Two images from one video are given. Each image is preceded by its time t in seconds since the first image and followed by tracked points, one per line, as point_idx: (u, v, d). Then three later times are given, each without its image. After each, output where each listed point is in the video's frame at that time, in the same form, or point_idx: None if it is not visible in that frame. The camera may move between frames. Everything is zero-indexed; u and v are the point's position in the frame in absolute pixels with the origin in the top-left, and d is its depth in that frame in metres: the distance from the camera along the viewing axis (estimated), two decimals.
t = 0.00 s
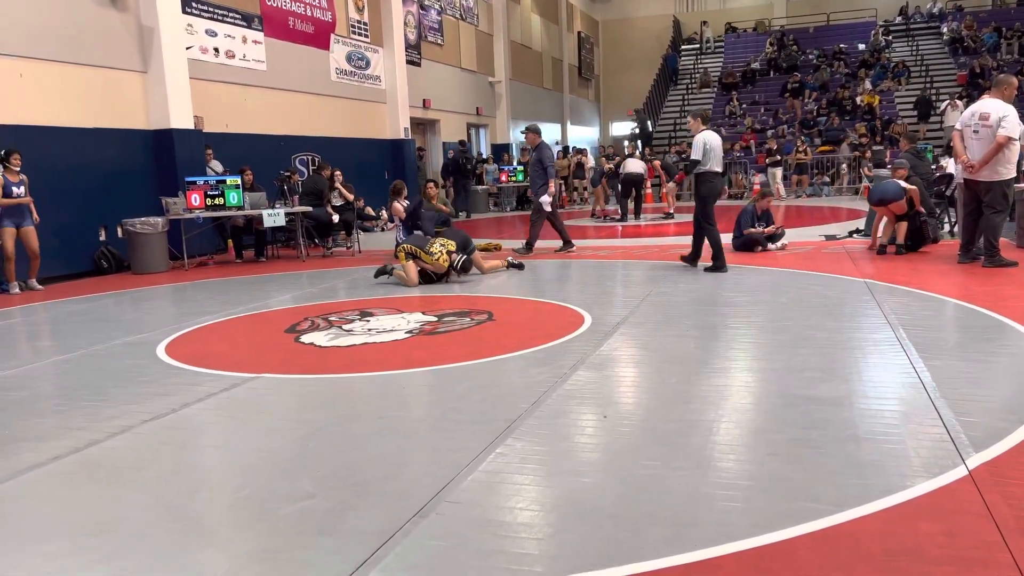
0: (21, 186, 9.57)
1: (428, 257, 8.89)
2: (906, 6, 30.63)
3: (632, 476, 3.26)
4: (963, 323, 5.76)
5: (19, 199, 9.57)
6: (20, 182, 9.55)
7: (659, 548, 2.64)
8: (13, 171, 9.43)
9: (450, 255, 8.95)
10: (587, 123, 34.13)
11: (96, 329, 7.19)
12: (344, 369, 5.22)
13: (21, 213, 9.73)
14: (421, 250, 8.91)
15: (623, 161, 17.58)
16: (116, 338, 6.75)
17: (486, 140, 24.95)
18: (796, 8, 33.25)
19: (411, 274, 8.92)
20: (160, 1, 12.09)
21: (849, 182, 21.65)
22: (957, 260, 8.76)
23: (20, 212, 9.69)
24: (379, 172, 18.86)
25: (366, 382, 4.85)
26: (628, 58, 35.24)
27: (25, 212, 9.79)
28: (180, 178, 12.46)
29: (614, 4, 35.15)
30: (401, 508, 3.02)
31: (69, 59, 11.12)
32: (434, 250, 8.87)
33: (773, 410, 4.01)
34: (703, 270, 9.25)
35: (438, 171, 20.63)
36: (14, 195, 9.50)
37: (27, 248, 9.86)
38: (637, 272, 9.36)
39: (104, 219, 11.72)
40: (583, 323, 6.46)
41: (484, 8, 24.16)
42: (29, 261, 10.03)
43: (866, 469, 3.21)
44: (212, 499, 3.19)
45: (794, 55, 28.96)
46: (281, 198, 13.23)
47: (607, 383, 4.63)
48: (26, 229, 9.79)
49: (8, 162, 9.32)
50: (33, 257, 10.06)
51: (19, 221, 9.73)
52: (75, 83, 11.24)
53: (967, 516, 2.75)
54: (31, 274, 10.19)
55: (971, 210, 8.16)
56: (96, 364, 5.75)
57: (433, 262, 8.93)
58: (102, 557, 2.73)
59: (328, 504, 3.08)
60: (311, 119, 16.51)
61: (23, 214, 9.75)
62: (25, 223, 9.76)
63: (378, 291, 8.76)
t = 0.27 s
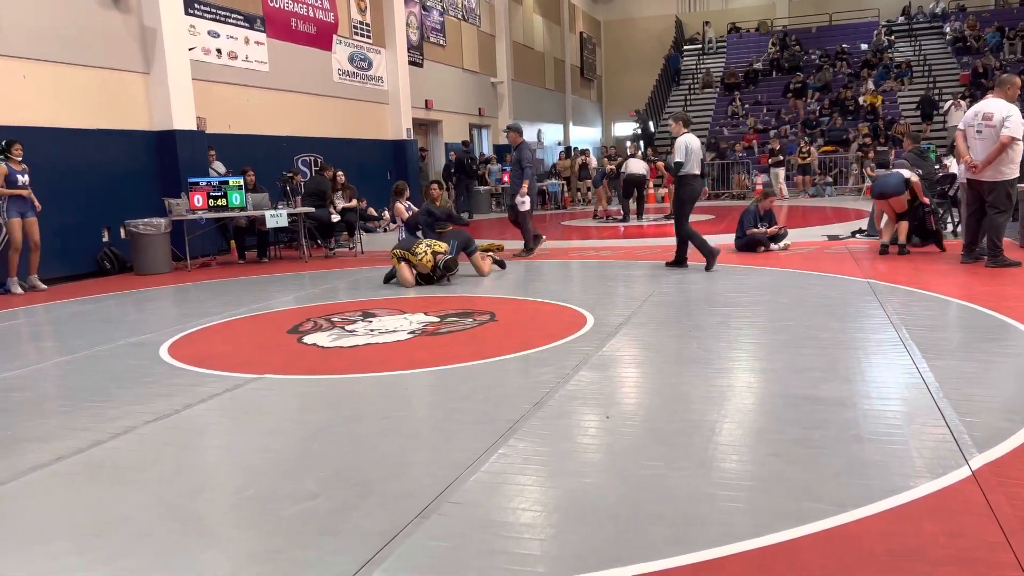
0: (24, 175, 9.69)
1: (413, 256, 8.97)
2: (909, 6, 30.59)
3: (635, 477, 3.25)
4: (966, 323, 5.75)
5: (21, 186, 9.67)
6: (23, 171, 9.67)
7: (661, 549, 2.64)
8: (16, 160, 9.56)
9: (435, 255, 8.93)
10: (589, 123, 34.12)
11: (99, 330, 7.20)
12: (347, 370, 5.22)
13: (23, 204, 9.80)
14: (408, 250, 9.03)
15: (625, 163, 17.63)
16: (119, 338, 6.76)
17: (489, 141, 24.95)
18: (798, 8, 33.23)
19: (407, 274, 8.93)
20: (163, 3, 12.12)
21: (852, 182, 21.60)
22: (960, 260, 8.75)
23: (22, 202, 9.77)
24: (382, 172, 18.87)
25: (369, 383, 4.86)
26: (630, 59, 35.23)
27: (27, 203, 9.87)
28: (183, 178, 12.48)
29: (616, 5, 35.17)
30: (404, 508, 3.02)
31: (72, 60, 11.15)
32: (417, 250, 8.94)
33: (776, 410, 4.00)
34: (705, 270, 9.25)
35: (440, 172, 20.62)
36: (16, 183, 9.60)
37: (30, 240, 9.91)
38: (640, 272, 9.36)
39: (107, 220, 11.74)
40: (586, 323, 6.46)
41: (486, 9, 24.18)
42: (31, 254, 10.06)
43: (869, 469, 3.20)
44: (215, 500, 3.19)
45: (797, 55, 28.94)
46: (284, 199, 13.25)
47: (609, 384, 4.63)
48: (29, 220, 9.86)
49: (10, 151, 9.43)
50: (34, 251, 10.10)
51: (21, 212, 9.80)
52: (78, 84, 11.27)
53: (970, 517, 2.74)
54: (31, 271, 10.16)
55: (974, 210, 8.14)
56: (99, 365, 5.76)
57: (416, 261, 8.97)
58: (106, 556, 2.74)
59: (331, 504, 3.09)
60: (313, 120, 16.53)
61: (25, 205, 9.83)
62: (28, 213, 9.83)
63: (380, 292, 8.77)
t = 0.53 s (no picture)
0: (30, 190, 9.71)
1: (418, 259, 8.97)
2: (911, 7, 30.56)
3: (637, 478, 3.25)
4: (969, 324, 5.75)
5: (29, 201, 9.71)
6: (30, 186, 9.69)
7: (663, 549, 2.63)
8: (22, 175, 9.57)
9: (439, 258, 8.94)
10: (590, 125, 34.13)
11: (101, 331, 7.21)
12: (349, 370, 5.23)
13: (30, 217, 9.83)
14: (411, 254, 9.00)
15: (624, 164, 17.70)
16: (121, 340, 6.77)
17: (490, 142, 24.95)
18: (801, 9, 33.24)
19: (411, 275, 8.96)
20: (165, 5, 12.15)
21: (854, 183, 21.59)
22: (961, 261, 8.75)
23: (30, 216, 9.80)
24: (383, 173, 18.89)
25: (371, 384, 4.86)
26: (631, 60, 35.23)
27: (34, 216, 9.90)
28: (184, 180, 12.50)
29: (618, 6, 35.20)
30: (406, 509, 3.02)
31: (75, 62, 11.17)
32: (422, 253, 8.93)
33: (778, 412, 4.00)
34: (707, 271, 9.25)
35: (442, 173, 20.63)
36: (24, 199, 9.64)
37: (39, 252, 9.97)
38: (642, 273, 9.36)
39: (109, 222, 11.75)
40: (587, 324, 6.46)
41: (487, 10, 24.19)
42: (38, 264, 10.11)
43: (870, 469, 3.20)
44: (218, 501, 3.19)
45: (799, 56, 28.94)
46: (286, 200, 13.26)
47: (612, 385, 4.62)
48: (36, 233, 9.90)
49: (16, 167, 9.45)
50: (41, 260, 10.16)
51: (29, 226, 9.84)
52: (81, 86, 11.29)
53: (973, 517, 2.74)
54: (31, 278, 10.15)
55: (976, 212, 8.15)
56: (102, 366, 5.77)
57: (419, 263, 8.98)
58: (110, 557, 2.74)
59: (333, 505, 3.09)
60: (315, 122, 16.55)
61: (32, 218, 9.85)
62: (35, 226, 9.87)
63: (383, 293, 8.78)
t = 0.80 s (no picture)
0: (30, 178, 9.70)
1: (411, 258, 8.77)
2: (912, 8, 30.58)
3: (637, 479, 3.25)
4: (969, 325, 5.75)
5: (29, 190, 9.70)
6: (29, 174, 9.68)
7: (664, 551, 2.63)
8: (21, 165, 9.57)
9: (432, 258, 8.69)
10: (591, 126, 34.13)
11: (102, 332, 7.21)
12: (350, 372, 5.23)
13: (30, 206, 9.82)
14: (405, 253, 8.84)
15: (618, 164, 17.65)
16: (122, 340, 6.77)
17: (491, 143, 24.96)
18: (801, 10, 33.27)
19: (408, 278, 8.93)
20: (166, 6, 12.16)
21: (854, 184, 21.60)
22: (962, 262, 8.75)
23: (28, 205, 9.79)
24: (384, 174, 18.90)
25: (371, 385, 4.87)
26: (632, 61, 35.25)
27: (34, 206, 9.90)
28: (185, 181, 12.51)
29: (619, 7, 35.22)
30: (407, 510, 3.02)
31: (76, 63, 11.18)
32: (415, 252, 8.73)
33: (779, 413, 4.00)
34: (708, 272, 9.25)
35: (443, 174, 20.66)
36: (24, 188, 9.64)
37: (37, 243, 9.95)
38: (643, 274, 9.36)
39: (109, 223, 11.75)
40: (588, 325, 6.46)
41: (488, 11, 24.20)
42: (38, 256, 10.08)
43: (871, 471, 3.20)
44: (219, 501, 3.19)
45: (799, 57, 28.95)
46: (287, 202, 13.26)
47: (612, 386, 4.63)
48: (36, 222, 9.89)
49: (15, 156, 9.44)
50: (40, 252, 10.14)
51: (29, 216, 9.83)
52: (82, 86, 11.30)
53: (974, 518, 2.74)
54: (36, 274, 10.22)
55: (977, 213, 8.15)
56: (103, 367, 5.77)
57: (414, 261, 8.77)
58: (111, 558, 2.74)
59: (334, 506, 3.09)
60: (316, 123, 16.56)
61: (31, 208, 9.85)
62: (35, 216, 9.87)
63: (384, 293, 8.79)
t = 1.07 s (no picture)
0: (31, 185, 9.73)
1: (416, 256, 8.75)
2: (911, 9, 30.59)
3: (638, 479, 3.25)
4: (969, 326, 5.75)
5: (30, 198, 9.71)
6: (30, 181, 9.71)
7: (664, 551, 2.63)
8: (23, 171, 9.58)
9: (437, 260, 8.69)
10: (590, 126, 34.14)
11: (102, 333, 7.21)
12: (350, 372, 5.23)
13: (30, 213, 9.84)
14: (411, 249, 8.81)
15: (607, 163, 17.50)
16: (122, 341, 6.77)
17: (491, 143, 24.96)
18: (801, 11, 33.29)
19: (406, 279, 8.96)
20: (166, 6, 12.17)
21: (854, 184, 21.64)
22: (962, 263, 8.75)
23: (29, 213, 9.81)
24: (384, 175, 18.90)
25: (371, 385, 4.87)
26: (632, 62, 35.27)
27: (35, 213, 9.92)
28: (185, 181, 12.51)
29: (619, 8, 35.24)
30: (407, 511, 3.02)
31: (75, 64, 11.18)
32: (421, 251, 8.71)
33: (779, 413, 4.00)
34: (708, 273, 9.26)
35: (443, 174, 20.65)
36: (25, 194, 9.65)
37: (37, 249, 9.96)
38: (642, 275, 9.36)
39: (109, 224, 11.75)
40: (588, 326, 6.46)
41: (488, 12, 24.21)
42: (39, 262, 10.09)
43: (871, 471, 3.20)
44: (219, 502, 3.19)
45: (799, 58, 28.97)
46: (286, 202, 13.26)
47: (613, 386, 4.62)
48: (36, 229, 9.91)
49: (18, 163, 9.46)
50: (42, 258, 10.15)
51: (29, 221, 9.85)
52: (81, 87, 11.29)
53: (974, 519, 2.74)
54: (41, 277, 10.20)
55: (977, 214, 8.15)
56: (103, 367, 5.77)
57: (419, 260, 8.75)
58: (111, 559, 2.74)
59: (335, 506, 3.09)
60: (316, 123, 16.56)
61: (32, 214, 9.87)
62: (35, 223, 9.88)
63: (384, 294, 8.79)
